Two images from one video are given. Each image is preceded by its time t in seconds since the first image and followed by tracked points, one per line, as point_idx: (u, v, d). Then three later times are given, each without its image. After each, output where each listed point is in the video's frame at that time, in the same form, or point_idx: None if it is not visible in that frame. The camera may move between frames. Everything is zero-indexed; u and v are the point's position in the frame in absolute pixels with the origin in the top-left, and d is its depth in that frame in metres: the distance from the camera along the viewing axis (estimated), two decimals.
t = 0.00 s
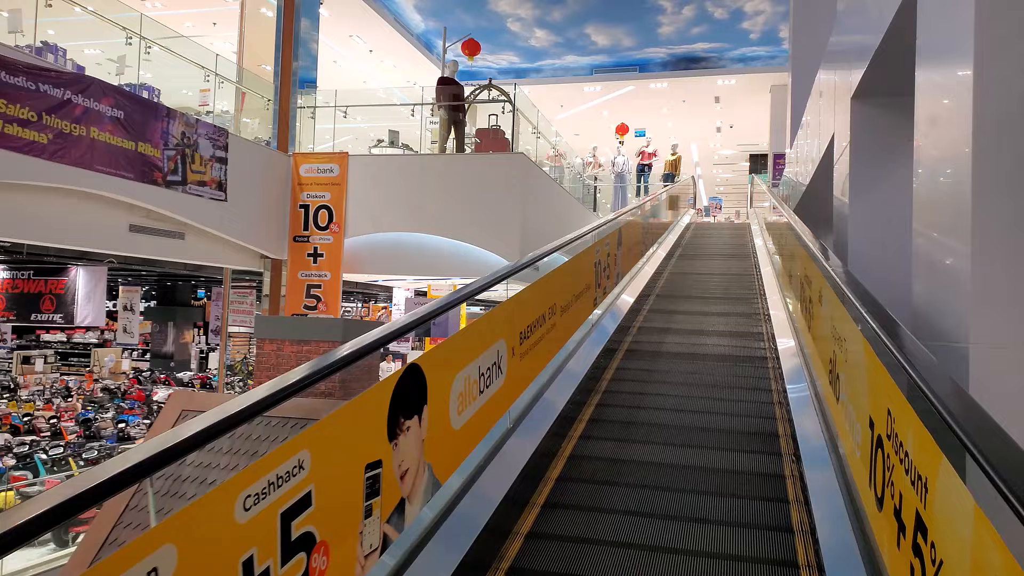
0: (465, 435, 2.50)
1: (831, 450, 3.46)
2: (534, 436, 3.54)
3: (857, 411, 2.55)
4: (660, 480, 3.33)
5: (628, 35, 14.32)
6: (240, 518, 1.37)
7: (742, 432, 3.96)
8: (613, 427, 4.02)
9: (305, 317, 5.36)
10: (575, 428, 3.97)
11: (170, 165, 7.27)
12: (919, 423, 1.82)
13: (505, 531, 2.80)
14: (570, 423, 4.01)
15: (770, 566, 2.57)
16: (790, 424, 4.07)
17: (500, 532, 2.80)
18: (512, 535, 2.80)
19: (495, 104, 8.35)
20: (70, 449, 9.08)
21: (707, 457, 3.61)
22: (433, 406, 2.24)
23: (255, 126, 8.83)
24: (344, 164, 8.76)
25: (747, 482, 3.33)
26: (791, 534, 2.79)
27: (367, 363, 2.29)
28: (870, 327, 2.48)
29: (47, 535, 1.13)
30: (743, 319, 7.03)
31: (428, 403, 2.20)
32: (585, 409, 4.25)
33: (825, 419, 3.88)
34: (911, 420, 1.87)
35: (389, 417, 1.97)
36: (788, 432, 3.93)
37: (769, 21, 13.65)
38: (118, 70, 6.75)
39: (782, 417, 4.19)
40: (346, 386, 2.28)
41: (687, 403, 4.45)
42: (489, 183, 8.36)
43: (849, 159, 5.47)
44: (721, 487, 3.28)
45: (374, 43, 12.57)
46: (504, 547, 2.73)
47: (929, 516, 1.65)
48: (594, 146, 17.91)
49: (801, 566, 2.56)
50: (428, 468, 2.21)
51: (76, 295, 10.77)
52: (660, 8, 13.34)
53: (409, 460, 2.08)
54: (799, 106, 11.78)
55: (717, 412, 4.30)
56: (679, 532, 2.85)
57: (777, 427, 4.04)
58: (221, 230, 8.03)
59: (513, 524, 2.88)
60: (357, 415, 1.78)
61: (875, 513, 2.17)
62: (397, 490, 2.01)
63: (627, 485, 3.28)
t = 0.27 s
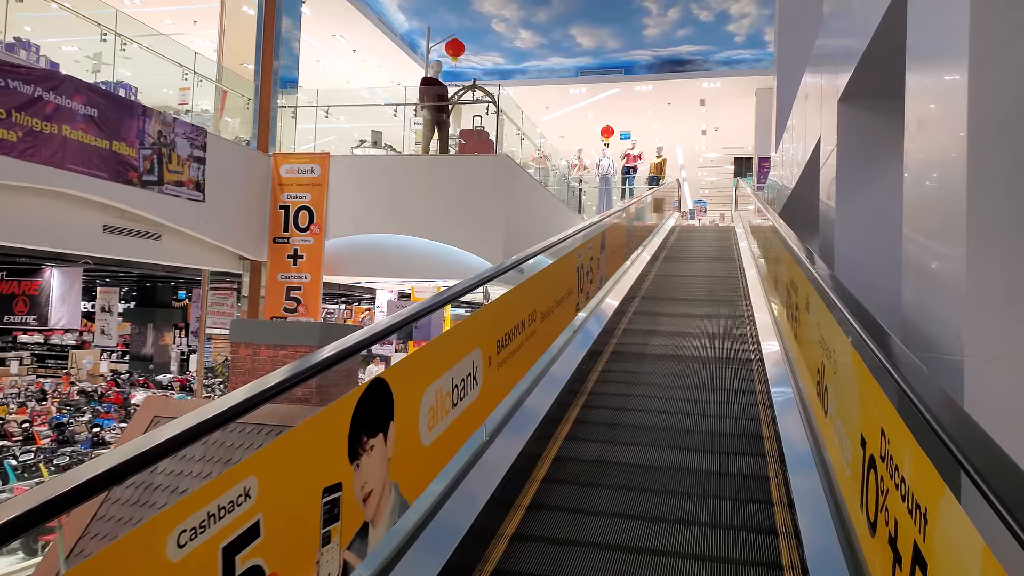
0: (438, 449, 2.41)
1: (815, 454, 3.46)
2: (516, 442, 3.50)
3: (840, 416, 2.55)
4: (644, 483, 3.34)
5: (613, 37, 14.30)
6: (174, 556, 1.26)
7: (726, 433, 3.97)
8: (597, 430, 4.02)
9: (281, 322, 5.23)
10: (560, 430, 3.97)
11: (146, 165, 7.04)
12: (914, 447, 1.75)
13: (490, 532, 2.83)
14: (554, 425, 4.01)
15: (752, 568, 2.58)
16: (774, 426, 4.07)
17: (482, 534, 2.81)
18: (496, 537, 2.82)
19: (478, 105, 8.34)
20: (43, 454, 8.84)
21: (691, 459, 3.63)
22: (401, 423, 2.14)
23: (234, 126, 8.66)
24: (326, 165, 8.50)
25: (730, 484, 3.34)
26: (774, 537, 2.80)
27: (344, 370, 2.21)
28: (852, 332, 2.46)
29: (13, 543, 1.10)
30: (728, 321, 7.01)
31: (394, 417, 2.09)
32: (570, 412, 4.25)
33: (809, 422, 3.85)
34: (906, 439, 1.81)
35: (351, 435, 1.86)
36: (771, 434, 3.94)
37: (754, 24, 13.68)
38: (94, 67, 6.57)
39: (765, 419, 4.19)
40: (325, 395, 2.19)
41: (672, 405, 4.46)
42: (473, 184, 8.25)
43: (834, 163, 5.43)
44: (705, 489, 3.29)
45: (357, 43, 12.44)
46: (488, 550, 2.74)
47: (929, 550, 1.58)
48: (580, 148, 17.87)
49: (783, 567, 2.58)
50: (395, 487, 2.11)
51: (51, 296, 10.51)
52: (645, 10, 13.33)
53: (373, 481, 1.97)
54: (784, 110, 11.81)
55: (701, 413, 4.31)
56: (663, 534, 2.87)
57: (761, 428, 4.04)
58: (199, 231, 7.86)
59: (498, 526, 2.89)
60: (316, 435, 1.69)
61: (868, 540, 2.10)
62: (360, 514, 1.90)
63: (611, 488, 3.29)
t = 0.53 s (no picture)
0: (411, 463, 2.31)
1: (802, 455, 3.41)
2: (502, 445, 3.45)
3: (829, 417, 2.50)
4: (632, 482, 3.30)
5: (600, 37, 14.25)
6: None
7: (714, 433, 3.93)
8: (585, 430, 3.97)
9: (259, 325, 5.11)
10: (548, 431, 3.92)
11: (123, 164, 6.86)
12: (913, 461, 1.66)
13: (476, 532, 2.78)
14: (542, 425, 3.97)
15: (740, 568, 2.55)
16: (761, 427, 4.03)
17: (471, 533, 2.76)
18: (483, 538, 2.77)
19: (464, 105, 8.25)
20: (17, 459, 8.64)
21: (678, 458, 3.59)
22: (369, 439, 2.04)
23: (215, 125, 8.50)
24: (308, 164, 8.46)
25: (718, 483, 3.30)
26: (762, 536, 2.77)
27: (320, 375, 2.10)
28: (841, 334, 2.41)
29: None
30: (715, 321, 6.97)
31: (360, 436, 1.99)
32: (558, 413, 4.20)
33: (796, 424, 3.80)
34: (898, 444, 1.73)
35: (312, 457, 1.75)
36: (757, 434, 3.91)
37: (741, 25, 13.67)
38: (71, 64, 6.35)
39: (752, 419, 4.16)
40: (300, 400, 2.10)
41: (659, 404, 4.42)
42: (458, 184, 8.12)
43: (823, 165, 5.37)
44: (693, 488, 3.25)
45: (342, 42, 12.29)
46: (475, 550, 2.69)
47: None
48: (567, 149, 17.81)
49: (770, 565, 2.55)
50: (362, 509, 2.00)
51: (28, 298, 10.29)
52: (632, 10, 13.28)
53: (337, 503, 1.87)
54: (772, 112, 11.80)
55: (688, 413, 4.27)
56: (651, 533, 2.84)
57: (748, 429, 4.00)
58: (178, 232, 7.70)
59: (486, 527, 2.85)
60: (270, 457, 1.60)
61: (865, 564, 2.00)
62: (321, 539, 1.80)
63: (599, 488, 3.26)
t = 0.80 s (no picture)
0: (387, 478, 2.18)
1: (793, 455, 3.36)
2: (492, 448, 3.42)
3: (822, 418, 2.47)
4: (624, 482, 3.28)
5: (591, 37, 14.19)
6: None
7: (705, 433, 3.91)
8: (577, 430, 3.95)
9: (242, 328, 5.00)
10: (539, 431, 3.89)
11: (104, 165, 6.69)
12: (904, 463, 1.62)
13: (467, 532, 2.77)
14: (533, 426, 3.94)
15: (730, 567, 2.54)
16: (752, 426, 4.00)
17: (462, 533, 2.76)
18: (476, 537, 2.77)
19: (453, 105, 8.17)
20: None
21: (670, 458, 3.57)
22: (340, 456, 1.89)
23: (200, 125, 8.36)
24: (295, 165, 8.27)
25: (709, 483, 3.28)
26: (752, 535, 2.76)
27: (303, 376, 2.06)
28: (835, 337, 2.38)
29: None
30: (706, 322, 6.91)
31: (327, 454, 1.83)
32: (549, 413, 4.17)
33: (787, 423, 3.77)
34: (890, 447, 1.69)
35: (271, 480, 1.60)
36: (748, 433, 3.89)
37: (732, 25, 13.63)
38: (52, 63, 6.18)
39: (743, 419, 4.13)
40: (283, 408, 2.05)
41: (650, 404, 4.39)
42: (446, 185, 8.02)
43: (816, 166, 5.30)
44: (684, 488, 3.23)
45: (330, 41, 12.17)
46: (467, 551, 2.67)
47: None
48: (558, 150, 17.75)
49: (760, 565, 2.54)
50: (331, 532, 1.85)
51: (10, 300, 10.11)
52: (623, 10, 13.22)
53: (303, 529, 1.72)
54: (763, 113, 11.77)
55: (680, 412, 4.24)
56: (642, 533, 2.83)
57: (739, 428, 3.97)
58: (162, 234, 7.56)
59: (477, 526, 2.85)
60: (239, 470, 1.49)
61: None
62: (285, 568, 1.65)
63: (592, 488, 3.24)
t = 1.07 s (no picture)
0: (366, 496, 2.10)
1: (788, 458, 3.29)
2: (488, 448, 3.34)
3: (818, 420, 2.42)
4: (619, 482, 3.23)
5: (583, 38, 14.13)
6: None
7: (699, 432, 3.85)
8: (572, 430, 3.88)
9: (227, 334, 4.90)
10: (534, 431, 3.83)
11: (88, 167, 6.55)
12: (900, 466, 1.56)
13: (462, 533, 2.71)
14: (529, 426, 3.87)
15: (725, 568, 2.48)
16: (746, 427, 3.93)
17: (458, 534, 2.69)
18: (471, 538, 2.71)
19: (444, 106, 8.04)
20: None
21: (664, 458, 3.51)
22: (314, 475, 1.81)
23: (187, 126, 8.24)
24: (284, 166, 8.26)
25: (703, 483, 3.22)
26: (748, 536, 2.70)
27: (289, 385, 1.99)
28: (830, 340, 2.33)
29: None
30: (699, 322, 6.84)
31: (296, 477, 1.73)
32: (543, 414, 4.10)
33: (781, 423, 3.72)
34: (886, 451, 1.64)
35: (231, 507, 1.49)
36: (742, 433, 3.84)
37: (725, 25, 13.58)
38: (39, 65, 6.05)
39: (737, 419, 4.08)
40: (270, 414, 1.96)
41: (645, 404, 4.33)
42: (437, 187, 7.93)
43: (812, 167, 5.22)
44: (679, 488, 3.18)
45: (320, 42, 12.06)
46: (462, 551, 2.61)
47: None
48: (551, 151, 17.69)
49: (756, 565, 2.49)
50: (300, 559, 1.74)
51: None
52: (615, 10, 13.17)
53: (269, 557, 1.61)
54: (757, 114, 11.73)
55: (674, 412, 4.19)
56: (638, 533, 2.77)
57: (733, 429, 3.91)
58: (148, 237, 7.43)
59: (472, 527, 2.78)
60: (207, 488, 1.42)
61: None
62: None
63: (587, 488, 3.18)
